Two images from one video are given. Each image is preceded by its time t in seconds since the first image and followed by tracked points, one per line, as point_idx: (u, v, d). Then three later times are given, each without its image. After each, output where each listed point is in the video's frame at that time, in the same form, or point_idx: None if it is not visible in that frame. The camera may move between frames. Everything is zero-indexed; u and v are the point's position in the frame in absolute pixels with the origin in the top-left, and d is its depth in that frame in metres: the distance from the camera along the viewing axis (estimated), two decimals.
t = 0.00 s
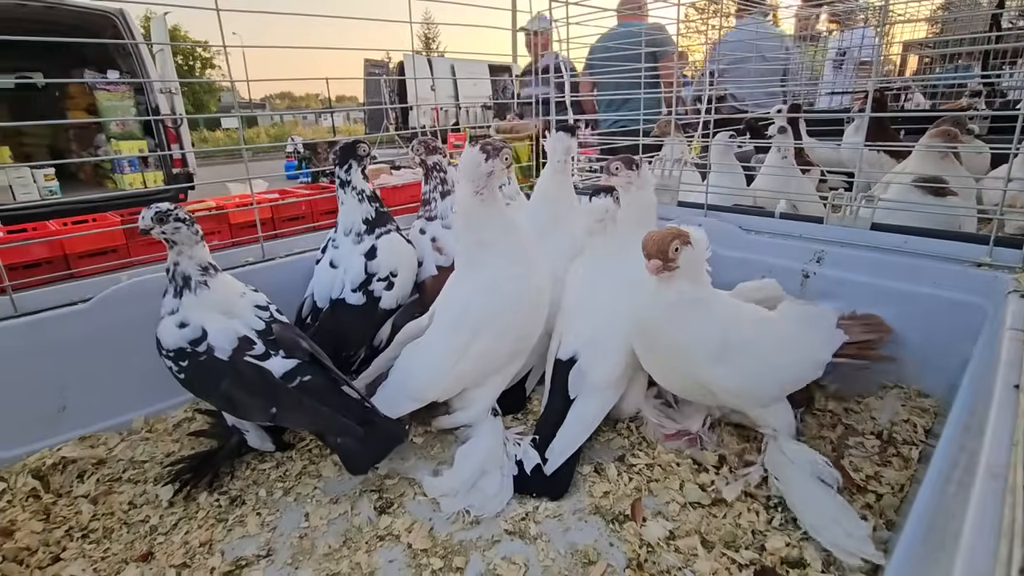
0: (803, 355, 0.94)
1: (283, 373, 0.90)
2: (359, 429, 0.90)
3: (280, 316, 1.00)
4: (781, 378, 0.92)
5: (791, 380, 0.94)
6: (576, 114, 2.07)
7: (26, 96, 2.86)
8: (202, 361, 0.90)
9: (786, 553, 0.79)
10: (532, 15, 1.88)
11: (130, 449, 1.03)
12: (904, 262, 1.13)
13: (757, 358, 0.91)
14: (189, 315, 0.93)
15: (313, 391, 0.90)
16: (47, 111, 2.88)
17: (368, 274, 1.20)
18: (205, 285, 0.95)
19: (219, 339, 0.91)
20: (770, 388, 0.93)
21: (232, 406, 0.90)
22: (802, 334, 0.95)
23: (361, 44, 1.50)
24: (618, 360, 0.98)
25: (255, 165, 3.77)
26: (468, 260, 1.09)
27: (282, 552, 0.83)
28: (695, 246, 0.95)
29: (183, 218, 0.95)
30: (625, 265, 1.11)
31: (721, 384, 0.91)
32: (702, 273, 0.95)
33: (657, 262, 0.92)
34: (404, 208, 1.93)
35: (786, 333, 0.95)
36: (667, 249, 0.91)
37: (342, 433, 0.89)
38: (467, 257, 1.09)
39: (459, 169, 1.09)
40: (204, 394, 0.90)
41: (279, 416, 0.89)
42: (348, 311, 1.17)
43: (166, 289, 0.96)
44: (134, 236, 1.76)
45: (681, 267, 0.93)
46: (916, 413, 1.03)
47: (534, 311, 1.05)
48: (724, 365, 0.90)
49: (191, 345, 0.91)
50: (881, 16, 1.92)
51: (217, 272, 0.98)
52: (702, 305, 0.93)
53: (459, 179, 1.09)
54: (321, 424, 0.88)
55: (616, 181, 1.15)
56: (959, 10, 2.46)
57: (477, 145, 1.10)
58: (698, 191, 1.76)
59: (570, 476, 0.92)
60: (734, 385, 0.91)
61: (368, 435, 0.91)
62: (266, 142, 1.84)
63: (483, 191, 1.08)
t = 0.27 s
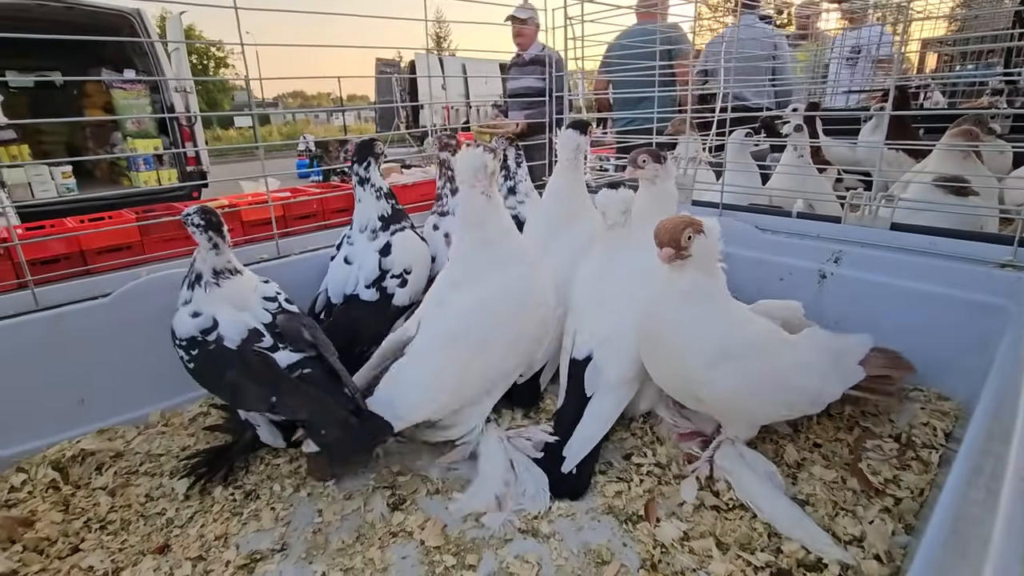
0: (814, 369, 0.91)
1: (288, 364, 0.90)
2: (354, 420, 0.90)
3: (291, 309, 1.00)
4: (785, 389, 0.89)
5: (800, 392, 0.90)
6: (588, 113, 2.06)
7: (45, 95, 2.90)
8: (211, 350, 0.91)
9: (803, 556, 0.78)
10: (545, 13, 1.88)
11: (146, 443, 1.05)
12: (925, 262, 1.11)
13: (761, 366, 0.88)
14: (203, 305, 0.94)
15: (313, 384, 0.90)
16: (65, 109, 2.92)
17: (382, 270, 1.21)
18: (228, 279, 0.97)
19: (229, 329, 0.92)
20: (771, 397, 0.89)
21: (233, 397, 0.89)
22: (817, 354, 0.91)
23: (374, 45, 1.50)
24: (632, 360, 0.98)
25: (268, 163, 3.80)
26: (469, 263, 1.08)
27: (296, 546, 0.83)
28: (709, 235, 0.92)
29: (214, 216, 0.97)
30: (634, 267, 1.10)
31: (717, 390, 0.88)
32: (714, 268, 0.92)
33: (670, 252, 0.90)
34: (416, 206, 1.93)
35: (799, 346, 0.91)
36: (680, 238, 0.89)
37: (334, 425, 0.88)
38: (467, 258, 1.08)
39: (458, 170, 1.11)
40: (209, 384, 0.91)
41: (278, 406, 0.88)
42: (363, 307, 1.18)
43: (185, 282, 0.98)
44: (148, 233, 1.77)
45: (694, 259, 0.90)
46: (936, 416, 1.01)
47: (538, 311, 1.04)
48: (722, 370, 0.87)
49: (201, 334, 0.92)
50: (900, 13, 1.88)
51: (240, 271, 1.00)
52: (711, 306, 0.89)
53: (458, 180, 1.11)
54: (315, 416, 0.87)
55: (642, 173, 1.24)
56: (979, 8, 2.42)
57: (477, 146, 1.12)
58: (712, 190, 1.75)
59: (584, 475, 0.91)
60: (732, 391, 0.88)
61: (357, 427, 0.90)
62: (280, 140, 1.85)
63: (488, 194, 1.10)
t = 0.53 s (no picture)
0: (816, 363, 0.90)
1: (288, 356, 0.90)
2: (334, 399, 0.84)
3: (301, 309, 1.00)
4: (792, 385, 0.89)
5: (806, 387, 0.90)
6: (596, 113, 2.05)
7: (60, 94, 2.94)
8: (218, 337, 0.92)
9: (815, 560, 0.77)
10: (556, 13, 1.87)
11: (159, 439, 1.06)
12: (941, 264, 1.10)
13: (768, 362, 0.87)
14: (218, 297, 0.96)
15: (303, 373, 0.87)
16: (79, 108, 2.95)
17: (395, 269, 1.21)
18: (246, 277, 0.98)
19: (236, 319, 0.93)
20: (779, 394, 0.89)
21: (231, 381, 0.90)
22: (817, 347, 0.92)
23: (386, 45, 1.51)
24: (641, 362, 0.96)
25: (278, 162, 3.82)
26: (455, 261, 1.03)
27: (306, 543, 0.84)
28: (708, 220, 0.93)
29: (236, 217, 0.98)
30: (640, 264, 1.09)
31: (725, 388, 0.88)
32: (711, 261, 0.92)
33: (666, 237, 0.92)
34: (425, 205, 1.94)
35: (802, 339, 0.91)
36: (675, 222, 0.91)
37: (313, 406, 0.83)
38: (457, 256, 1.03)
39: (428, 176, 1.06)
40: (212, 371, 0.92)
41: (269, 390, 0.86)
42: (376, 306, 1.18)
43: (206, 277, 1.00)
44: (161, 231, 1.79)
45: (692, 242, 0.92)
46: (950, 419, 1.00)
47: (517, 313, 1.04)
48: (730, 368, 0.86)
49: (212, 322, 0.94)
50: (915, 12, 1.86)
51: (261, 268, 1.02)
52: (715, 301, 0.88)
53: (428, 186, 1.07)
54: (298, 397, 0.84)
55: (655, 169, 1.25)
56: (996, 6, 2.38)
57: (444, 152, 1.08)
58: (722, 190, 1.74)
59: (593, 476, 0.91)
60: (740, 388, 0.87)
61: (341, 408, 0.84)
62: (291, 139, 1.86)
63: (455, 198, 1.05)
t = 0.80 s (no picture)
0: (812, 363, 0.91)
1: (263, 371, 0.91)
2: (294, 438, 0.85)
3: (286, 317, 0.99)
4: (791, 386, 0.89)
5: (804, 387, 0.90)
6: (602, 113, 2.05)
7: (72, 94, 2.98)
8: (199, 337, 0.94)
9: (814, 563, 0.76)
10: (560, 12, 1.87)
11: (161, 436, 1.06)
12: (946, 265, 1.09)
13: (769, 360, 0.87)
14: (208, 295, 0.97)
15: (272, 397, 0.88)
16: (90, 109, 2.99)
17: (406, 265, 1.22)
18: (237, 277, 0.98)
19: (219, 322, 0.94)
20: (780, 393, 0.88)
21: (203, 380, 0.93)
22: (811, 346, 0.93)
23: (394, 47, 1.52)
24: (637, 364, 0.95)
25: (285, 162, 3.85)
26: (453, 258, 1.04)
27: (305, 541, 0.84)
28: (702, 217, 0.93)
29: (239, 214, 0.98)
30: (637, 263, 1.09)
31: (726, 387, 0.87)
32: (701, 260, 0.92)
33: (661, 234, 0.93)
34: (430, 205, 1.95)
35: (798, 339, 0.91)
36: (672, 219, 0.91)
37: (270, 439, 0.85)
38: (456, 254, 1.04)
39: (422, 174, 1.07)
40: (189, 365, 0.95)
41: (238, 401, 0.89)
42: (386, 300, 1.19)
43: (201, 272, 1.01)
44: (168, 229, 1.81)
45: (687, 239, 0.93)
46: (954, 422, 0.99)
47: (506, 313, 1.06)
48: (733, 366, 0.85)
49: (196, 322, 0.95)
50: (925, 11, 1.84)
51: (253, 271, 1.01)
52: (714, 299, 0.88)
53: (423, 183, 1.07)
54: (260, 421, 0.86)
55: (659, 168, 1.25)
56: (1007, 5, 2.36)
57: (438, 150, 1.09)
58: (727, 191, 1.73)
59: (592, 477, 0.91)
60: (742, 388, 0.86)
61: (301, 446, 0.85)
62: (297, 139, 1.87)
63: (447, 195, 1.06)
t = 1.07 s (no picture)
0: (813, 367, 0.90)
1: (256, 381, 0.92)
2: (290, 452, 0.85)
3: (284, 321, 0.99)
4: (791, 389, 0.89)
5: (805, 391, 0.90)
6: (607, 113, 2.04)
7: (82, 96, 3.01)
8: (197, 340, 0.95)
9: (814, 567, 0.76)
10: (565, 13, 1.87)
11: (167, 435, 1.08)
12: (949, 269, 1.08)
13: (770, 365, 0.86)
14: (203, 294, 0.97)
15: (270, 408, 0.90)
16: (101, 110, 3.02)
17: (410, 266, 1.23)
18: (228, 270, 0.99)
19: (215, 326, 0.94)
20: (780, 398, 0.89)
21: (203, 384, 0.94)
22: (812, 351, 0.91)
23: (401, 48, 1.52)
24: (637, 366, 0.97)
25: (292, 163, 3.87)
26: (458, 260, 1.04)
27: (307, 540, 0.85)
28: (704, 221, 0.92)
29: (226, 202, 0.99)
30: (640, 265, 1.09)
31: (726, 392, 0.87)
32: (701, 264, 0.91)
33: (662, 236, 0.92)
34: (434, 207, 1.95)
35: (800, 344, 0.90)
36: (672, 222, 0.90)
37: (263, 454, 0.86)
38: (460, 256, 1.05)
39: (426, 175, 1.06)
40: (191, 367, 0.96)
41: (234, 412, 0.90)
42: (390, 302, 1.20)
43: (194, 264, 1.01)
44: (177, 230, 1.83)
45: (687, 241, 0.92)
46: (959, 427, 0.98)
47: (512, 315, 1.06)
48: (733, 370, 0.86)
49: (193, 323, 0.95)
50: (935, 11, 1.82)
51: (245, 262, 1.01)
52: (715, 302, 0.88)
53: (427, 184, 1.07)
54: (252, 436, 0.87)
55: (666, 170, 1.24)
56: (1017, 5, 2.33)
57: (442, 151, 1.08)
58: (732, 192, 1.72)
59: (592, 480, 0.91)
60: (742, 392, 0.87)
61: (290, 470, 0.85)
62: (303, 140, 1.88)
63: (452, 197, 1.06)
